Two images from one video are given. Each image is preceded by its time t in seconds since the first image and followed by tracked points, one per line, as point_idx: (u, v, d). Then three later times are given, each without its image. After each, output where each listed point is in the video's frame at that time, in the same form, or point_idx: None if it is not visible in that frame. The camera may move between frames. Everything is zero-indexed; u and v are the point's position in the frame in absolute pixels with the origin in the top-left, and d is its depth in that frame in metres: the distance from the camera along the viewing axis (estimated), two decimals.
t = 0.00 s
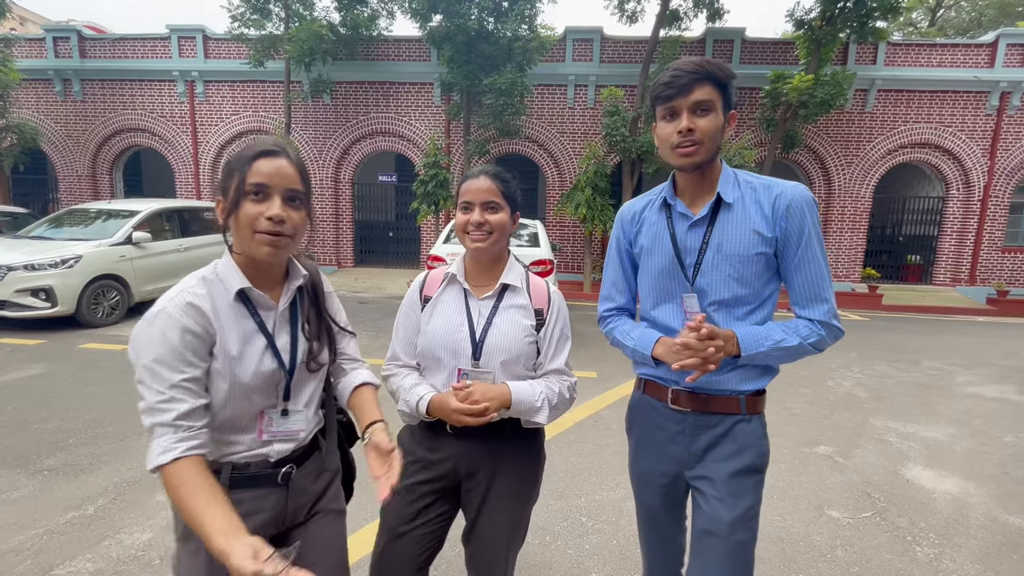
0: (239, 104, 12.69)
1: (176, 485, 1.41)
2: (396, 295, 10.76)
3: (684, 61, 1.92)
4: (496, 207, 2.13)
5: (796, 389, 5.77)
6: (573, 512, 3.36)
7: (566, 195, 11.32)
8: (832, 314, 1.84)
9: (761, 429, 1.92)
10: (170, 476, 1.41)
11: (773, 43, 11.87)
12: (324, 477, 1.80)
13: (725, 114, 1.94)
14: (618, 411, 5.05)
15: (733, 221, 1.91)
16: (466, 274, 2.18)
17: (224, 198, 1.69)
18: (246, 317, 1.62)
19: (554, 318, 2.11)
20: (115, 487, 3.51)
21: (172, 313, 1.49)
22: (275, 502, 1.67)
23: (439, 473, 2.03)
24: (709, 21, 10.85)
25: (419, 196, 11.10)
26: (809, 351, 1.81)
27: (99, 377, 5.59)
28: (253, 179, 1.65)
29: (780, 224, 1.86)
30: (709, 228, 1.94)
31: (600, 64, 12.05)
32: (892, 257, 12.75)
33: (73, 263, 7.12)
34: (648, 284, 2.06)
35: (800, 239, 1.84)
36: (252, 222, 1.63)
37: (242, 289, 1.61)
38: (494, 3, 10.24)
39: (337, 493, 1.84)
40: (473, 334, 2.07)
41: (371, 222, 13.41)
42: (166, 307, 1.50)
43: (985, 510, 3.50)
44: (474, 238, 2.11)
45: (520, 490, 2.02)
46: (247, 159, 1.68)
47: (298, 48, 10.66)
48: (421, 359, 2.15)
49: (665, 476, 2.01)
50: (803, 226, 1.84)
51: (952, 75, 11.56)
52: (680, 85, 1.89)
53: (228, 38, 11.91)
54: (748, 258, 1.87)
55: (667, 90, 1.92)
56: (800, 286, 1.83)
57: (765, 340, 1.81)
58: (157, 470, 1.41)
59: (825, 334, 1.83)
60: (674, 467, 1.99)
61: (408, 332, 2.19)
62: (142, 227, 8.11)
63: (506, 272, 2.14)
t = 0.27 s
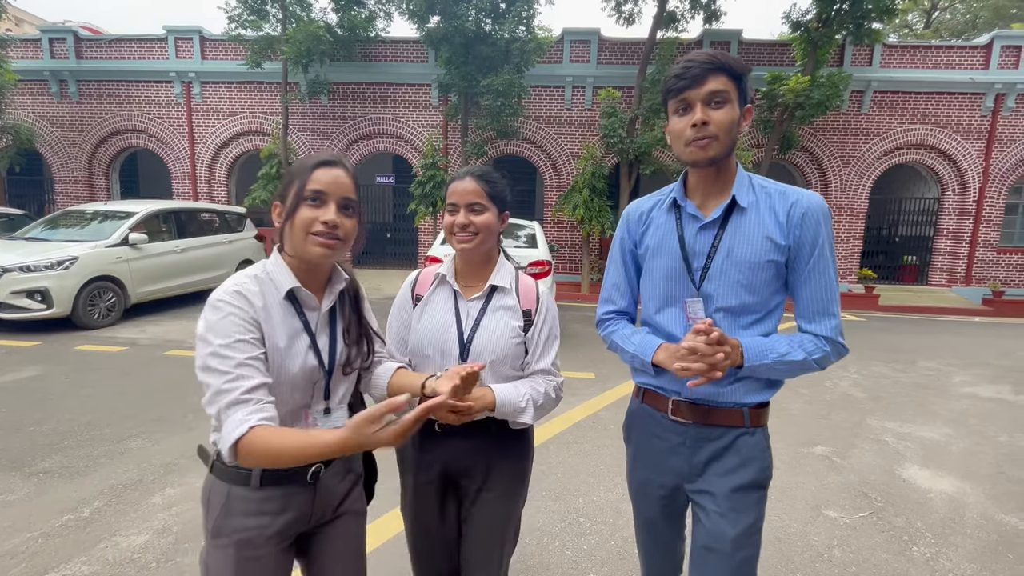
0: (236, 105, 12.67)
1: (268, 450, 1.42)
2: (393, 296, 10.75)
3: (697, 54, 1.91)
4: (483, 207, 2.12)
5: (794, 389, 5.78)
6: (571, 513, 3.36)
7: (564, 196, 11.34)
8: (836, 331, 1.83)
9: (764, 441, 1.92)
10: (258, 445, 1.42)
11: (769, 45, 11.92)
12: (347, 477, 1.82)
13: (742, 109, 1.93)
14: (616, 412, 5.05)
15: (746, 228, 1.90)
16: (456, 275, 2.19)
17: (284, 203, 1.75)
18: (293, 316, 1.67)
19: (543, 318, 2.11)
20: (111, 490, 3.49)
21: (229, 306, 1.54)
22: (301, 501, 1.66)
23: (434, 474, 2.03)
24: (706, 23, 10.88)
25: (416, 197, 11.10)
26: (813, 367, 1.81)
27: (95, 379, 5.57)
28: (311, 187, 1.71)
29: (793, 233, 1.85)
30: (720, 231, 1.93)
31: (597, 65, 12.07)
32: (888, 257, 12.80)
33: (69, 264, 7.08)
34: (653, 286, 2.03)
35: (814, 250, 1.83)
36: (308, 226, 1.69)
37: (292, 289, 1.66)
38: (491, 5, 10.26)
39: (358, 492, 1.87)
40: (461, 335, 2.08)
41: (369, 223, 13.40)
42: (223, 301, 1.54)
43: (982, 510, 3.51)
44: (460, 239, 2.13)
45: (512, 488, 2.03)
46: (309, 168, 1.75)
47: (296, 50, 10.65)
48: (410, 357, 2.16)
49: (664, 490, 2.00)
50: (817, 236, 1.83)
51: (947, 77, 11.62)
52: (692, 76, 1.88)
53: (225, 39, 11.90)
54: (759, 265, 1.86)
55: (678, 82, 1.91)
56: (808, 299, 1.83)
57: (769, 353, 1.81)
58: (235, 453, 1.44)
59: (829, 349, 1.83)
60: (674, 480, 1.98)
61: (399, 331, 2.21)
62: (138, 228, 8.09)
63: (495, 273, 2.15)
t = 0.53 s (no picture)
0: (230, 107, 12.62)
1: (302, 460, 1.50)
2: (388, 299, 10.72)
3: (729, 49, 1.78)
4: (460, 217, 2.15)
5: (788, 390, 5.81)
6: (567, 515, 3.37)
7: (559, 198, 11.37)
8: (853, 359, 1.72)
9: (777, 468, 1.79)
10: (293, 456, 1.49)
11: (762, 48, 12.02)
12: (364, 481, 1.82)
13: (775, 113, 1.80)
14: (611, 414, 5.06)
15: (767, 243, 1.78)
16: (447, 284, 2.21)
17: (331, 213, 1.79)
18: (332, 324, 1.67)
19: (530, 330, 2.10)
20: (103, 495, 3.46)
21: (273, 313, 1.54)
22: (318, 503, 1.67)
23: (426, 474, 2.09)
24: (699, 26, 10.95)
25: (411, 199, 11.10)
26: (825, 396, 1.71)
27: (87, 383, 5.52)
28: (356, 197, 1.75)
29: (818, 251, 1.73)
30: (739, 244, 1.81)
31: (591, 68, 12.12)
32: (880, 259, 12.90)
33: (61, 267, 7.02)
34: (663, 298, 1.89)
35: (839, 272, 1.72)
36: (352, 235, 1.70)
37: (333, 297, 1.67)
38: (486, 7, 10.29)
39: (371, 497, 1.87)
40: (446, 344, 2.11)
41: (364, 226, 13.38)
42: (268, 306, 1.55)
43: (973, 509, 3.55)
44: (439, 250, 2.17)
45: (497, 489, 2.04)
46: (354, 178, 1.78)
47: (290, 52, 10.63)
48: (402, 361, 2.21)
49: (668, 521, 1.86)
50: (843, 258, 1.71)
51: (938, 80, 11.74)
52: (723, 75, 1.75)
53: (219, 41, 11.86)
54: (779, 284, 1.74)
55: (706, 80, 1.78)
56: (827, 324, 1.72)
57: (785, 378, 1.69)
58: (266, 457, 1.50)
59: (844, 378, 1.73)
60: (678, 507, 1.84)
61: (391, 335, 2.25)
62: (131, 231, 8.04)
63: (482, 282, 2.15)
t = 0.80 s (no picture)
0: (228, 109, 12.62)
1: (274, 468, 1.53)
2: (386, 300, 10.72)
3: (752, 31, 1.58)
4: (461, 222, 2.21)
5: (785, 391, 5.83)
6: (564, 517, 3.36)
7: (556, 200, 11.38)
8: (877, 368, 1.58)
9: (807, 474, 1.70)
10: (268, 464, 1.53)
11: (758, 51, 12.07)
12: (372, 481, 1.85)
13: (801, 102, 1.63)
14: (608, 416, 5.05)
15: (788, 246, 1.62)
16: (446, 283, 2.25)
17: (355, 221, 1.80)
18: (348, 329, 1.66)
19: (522, 331, 2.10)
20: (99, 498, 3.45)
21: (289, 314, 1.52)
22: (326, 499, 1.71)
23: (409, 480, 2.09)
24: (695, 29, 10.99)
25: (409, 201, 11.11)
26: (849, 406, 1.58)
27: (83, 386, 5.50)
28: (381, 206, 1.77)
29: (842, 253, 1.59)
30: (756, 250, 1.65)
31: (589, 70, 12.15)
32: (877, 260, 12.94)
33: (57, 269, 7.00)
34: (675, 307, 1.74)
35: (864, 277, 1.57)
36: (374, 243, 1.72)
37: (352, 304, 1.66)
38: (483, 10, 10.32)
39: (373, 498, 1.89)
40: (438, 339, 2.12)
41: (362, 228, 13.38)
42: (286, 306, 1.54)
43: (970, 509, 3.55)
44: (439, 251, 2.23)
45: (482, 493, 2.03)
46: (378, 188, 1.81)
47: (287, 54, 10.64)
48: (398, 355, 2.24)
49: (695, 538, 1.72)
50: (871, 258, 1.57)
51: (933, 83, 11.80)
52: (746, 64, 1.56)
53: (216, 43, 11.85)
54: (801, 291, 1.60)
55: (727, 70, 1.59)
56: (851, 330, 1.58)
57: (806, 391, 1.55)
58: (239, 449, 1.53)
59: (868, 386, 1.59)
60: (704, 525, 1.71)
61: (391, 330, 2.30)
62: (128, 233, 8.03)
63: (479, 283, 2.17)
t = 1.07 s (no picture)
0: (223, 110, 12.57)
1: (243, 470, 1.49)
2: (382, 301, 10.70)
3: (741, 20, 1.56)
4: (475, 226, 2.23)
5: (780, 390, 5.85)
6: (560, 517, 3.36)
7: (552, 200, 11.39)
8: (880, 366, 1.56)
9: (814, 472, 1.70)
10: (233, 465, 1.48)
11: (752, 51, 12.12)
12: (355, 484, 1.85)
13: (795, 94, 1.59)
14: (604, 416, 5.06)
15: (789, 247, 1.61)
16: (451, 285, 2.27)
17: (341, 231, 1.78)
18: (338, 338, 1.67)
19: (525, 339, 2.09)
20: (92, 500, 3.43)
21: (278, 321, 1.53)
22: (307, 498, 1.72)
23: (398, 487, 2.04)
24: (691, 29, 11.02)
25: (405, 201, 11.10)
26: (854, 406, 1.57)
27: (77, 387, 5.47)
28: (361, 215, 1.74)
29: (846, 252, 1.56)
30: (756, 253, 1.64)
31: (584, 70, 12.17)
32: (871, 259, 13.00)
33: (50, 270, 6.96)
34: (678, 313, 1.73)
35: (868, 274, 1.55)
36: (352, 253, 1.70)
37: (341, 313, 1.66)
38: (479, 10, 10.32)
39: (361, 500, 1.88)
40: (438, 341, 2.12)
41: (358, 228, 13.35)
42: (274, 311, 1.54)
43: (963, 507, 3.57)
44: (448, 254, 2.25)
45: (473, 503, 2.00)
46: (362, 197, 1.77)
47: (282, 54, 10.61)
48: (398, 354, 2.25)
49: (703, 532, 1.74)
50: (875, 256, 1.55)
51: (926, 83, 11.88)
52: (735, 56, 1.55)
53: (211, 43, 11.80)
54: (803, 293, 1.58)
55: (715, 62, 1.57)
56: (854, 330, 1.56)
57: (811, 395, 1.52)
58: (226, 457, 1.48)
59: (867, 388, 1.57)
60: (712, 521, 1.72)
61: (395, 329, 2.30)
62: (122, 234, 7.98)
63: (484, 288, 2.18)
